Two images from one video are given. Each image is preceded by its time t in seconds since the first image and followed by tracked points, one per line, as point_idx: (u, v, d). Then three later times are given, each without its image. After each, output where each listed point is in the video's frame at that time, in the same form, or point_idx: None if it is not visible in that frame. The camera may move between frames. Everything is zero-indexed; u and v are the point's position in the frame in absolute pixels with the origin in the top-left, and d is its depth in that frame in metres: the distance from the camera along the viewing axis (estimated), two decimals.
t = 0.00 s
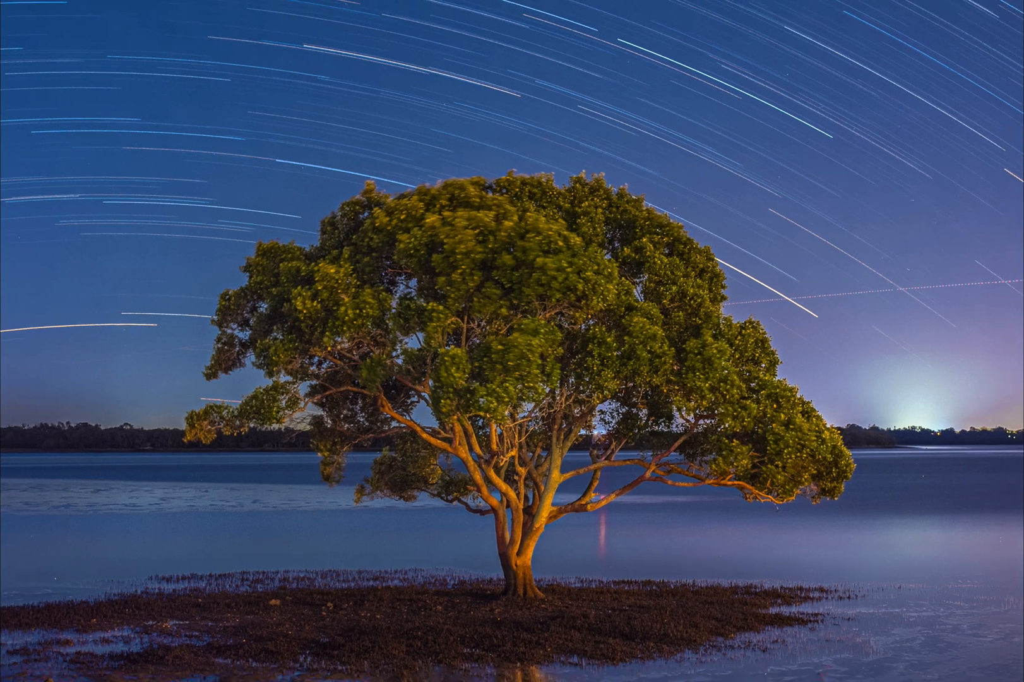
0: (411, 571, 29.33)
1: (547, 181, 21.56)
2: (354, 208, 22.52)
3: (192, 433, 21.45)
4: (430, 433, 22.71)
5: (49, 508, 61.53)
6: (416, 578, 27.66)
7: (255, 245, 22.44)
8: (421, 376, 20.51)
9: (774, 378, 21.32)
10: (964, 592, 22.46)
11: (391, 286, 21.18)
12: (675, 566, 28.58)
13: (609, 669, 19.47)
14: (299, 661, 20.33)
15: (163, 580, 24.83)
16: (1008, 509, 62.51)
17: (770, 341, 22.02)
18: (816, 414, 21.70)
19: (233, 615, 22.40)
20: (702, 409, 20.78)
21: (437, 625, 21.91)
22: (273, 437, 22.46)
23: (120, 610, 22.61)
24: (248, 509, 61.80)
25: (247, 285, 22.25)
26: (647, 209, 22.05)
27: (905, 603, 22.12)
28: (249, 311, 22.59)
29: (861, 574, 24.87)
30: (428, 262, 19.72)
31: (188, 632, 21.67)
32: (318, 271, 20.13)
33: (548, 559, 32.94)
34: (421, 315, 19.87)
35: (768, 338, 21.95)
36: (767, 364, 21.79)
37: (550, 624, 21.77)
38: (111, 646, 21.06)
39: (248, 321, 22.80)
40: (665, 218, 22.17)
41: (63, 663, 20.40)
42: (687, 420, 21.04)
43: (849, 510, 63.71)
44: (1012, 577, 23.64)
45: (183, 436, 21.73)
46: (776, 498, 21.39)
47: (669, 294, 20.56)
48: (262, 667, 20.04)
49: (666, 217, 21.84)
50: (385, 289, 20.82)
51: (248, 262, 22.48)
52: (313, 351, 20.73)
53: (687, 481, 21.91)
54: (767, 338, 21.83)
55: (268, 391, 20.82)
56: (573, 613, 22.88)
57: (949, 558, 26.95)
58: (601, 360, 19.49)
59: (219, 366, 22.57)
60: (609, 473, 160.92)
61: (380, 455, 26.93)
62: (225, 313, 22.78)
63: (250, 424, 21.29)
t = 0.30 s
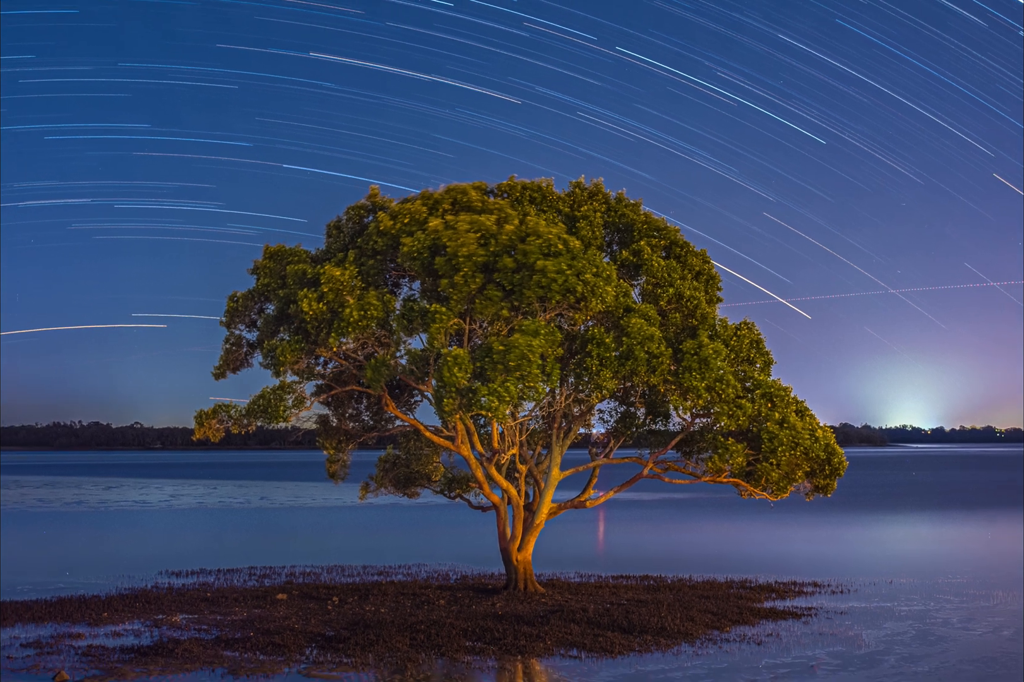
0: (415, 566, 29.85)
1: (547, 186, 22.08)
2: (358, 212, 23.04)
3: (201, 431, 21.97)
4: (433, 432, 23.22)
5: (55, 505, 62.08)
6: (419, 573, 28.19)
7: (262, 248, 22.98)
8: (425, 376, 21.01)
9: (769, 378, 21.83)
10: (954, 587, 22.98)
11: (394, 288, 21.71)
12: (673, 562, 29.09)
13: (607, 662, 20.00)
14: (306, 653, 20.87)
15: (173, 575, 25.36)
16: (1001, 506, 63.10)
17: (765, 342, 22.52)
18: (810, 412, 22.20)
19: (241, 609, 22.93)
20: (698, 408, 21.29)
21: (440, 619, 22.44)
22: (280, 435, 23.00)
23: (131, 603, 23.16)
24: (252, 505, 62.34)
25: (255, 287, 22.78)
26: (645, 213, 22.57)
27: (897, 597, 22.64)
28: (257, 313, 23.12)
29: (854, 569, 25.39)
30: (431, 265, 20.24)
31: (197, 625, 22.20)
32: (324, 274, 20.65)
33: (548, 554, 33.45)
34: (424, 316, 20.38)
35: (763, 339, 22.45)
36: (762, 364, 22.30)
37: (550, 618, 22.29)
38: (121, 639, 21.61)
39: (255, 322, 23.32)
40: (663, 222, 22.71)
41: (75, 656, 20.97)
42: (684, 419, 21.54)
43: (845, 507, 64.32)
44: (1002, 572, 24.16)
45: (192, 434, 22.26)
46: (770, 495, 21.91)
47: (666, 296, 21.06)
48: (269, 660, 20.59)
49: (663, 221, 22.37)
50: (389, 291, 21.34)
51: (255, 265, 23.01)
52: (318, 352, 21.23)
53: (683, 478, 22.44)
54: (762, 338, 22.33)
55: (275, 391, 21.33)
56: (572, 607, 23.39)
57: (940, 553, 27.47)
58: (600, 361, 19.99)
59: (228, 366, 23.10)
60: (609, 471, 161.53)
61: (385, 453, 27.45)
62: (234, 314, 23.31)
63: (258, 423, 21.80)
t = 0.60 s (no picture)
0: (418, 561, 30.37)
1: (547, 190, 22.59)
2: (363, 216, 23.56)
3: (209, 430, 22.50)
4: (436, 430, 23.75)
5: (63, 502, 62.37)
6: (422, 568, 28.74)
7: (269, 251, 23.51)
8: (428, 376, 21.52)
9: (764, 378, 22.34)
10: (944, 582, 23.50)
11: (398, 290, 22.24)
12: (670, 557, 29.61)
13: (606, 655, 20.54)
14: (312, 647, 21.42)
15: (182, 570, 25.92)
16: (997, 503, 63.64)
17: (760, 343, 23.02)
18: (804, 411, 22.73)
19: (248, 603, 23.48)
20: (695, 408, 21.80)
21: (443, 613, 22.97)
22: (286, 434, 23.54)
23: (141, 598, 23.71)
24: (256, 502, 62.75)
25: (262, 289, 23.30)
26: (643, 216, 23.09)
27: (888, 592, 23.17)
28: (264, 314, 23.64)
29: (847, 564, 25.91)
30: (434, 268, 20.75)
31: (206, 619, 22.75)
32: (329, 276, 21.15)
33: (548, 550, 33.98)
34: (427, 318, 20.88)
35: (758, 340, 22.95)
36: (757, 364, 22.81)
37: (550, 612, 22.82)
38: (132, 633, 22.15)
39: (263, 323, 23.84)
40: (660, 226, 23.23)
41: (87, 649, 21.53)
42: (681, 418, 22.05)
43: (841, 504, 64.85)
44: (991, 567, 24.70)
45: (201, 432, 22.78)
46: (765, 492, 22.43)
47: (663, 297, 21.56)
48: (276, 653, 21.15)
49: (661, 224, 22.89)
50: (393, 293, 21.88)
51: (262, 267, 23.54)
52: (324, 353, 21.75)
53: (680, 475, 22.97)
54: (757, 339, 22.84)
55: (282, 390, 21.84)
56: (572, 601, 23.93)
57: (932, 549, 28.00)
58: (599, 361, 20.49)
59: (236, 366, 23.63)
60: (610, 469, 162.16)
61: (389, 451, 27.97)
62: (241, 316, 23.83)
63: (265, 421, 22.29)
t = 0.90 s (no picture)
0: (422, 557, 30.92)
1: (547, 194, 23.11)
2: (368, 220, 24.10)
3: (217, 428, 23.04)
4: (438, 428, 24.26)
5: (68, 499, 62.95)
6: (425, 563, 29.28)
7: (276, 254, 24.04)
8: (431, 376, 22.03)
9: (759, 378, 22.86)
10: (935, 577, 24.03)
11: (402, 292, 22.77)
12: (668, 552, 30.15)
13: (605, 648, 21.06)
14: (317, 640, 21.95)
15: (190, 566, 26.46)
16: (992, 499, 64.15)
17: (755, 343, 23.53)
18: (798, 410, 23.25)
19: (255, 598, 24.01)
20: (691, 407, 22.30)
21: (446, 607, 23.50)
22: (292, 432, 24.07)
23: (150, 592, 24.25)
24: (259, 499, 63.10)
25: (269, 290, 23.83)
26: (641, 220, 23.62)
27: (880, 586, 23.68)
28: (271, 316, 24.15)
29: (840, 559, 26.44)
30: (437, 270, 21.26)
31: (214, 613, 23.29)
32: (334, 279, 21.66)
33: (548, 546, 34.51)
34: (430, 319, 21.38)
35: (753, 341, 23.46)
36: (752, 364, 23.32)
37: (550, 606, 23.35)
38: (141, 627, 22.68)
39: (270, 324, 24.36)
40: (657, 229, 23.77)
41: (97, 643, 22.07)
42: (678, 417, 22.55)
43: (837, 501, 65.46)
44: (981, 562, 25.23)
45: (209, 431, 23.33)
46: (760, 489, 22.95)
47: (661, 299, 22.06)
48: (282, 647, 21.69)
49: (658, 228, 23.41)
50: (397, 295, 22.40)
51: (269, 269, 24.07)
52: (329, 353, 22.27)
53: (677, 473, 23.50)
54: (752, 340, 23.34)
55: (288, 390, 22.36)
56: (571, 596, 24.45)
57: (923, 545, 28.53)
58: (598, 361, 21.00)
59: (243, 366, 24.16)
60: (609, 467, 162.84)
61: (392, 449, 28.51)
62: (248, 317, 24.35)
63: (271, 420, 22.81)
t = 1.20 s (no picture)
0: (425, 553, 31.46)
1: (547, 198, 23.64)
2: (372, 223, 24.64)
3: (225, 427, 23.59)
4: (441, 427, 24.79)
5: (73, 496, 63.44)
6: (428, 559, 29.82)
7: (282, 257, 24.58)
8: (433, 376, 22.53)
9: (754, 378, 23.38)
10: (926, 572, 24.55)
11: (405, 294, 23.29)
12: (665, 548, 30.68)
13: (604, 642, 21.58)
14: (323, 634, 22.48)
15: (199, 562, 27.01)
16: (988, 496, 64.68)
17: (750, 344, 24.05)
18: (793, 408, 23.77)
19: (262, 593, 24.55)
20: (688, 406, 22.82)
21: (448, 602, 24.03)
22: (299, 431, 24.59)
23: (159, 587, 24.79)
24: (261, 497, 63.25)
25: (275, 292, 24.37)
26: (638, 224, 24.16)
27: (873, 581, 24.21)
28: (277, 317, 24.67)
29: (834, 555, 26.97)
30: (439, 272, 21.78)
31: (222, 608, 23.83)
32: (339, 281, 22.18)
33: (547, 542, 35.03)
34: (433, 320, 21.88)
35: (749, 342, 23.98)
36: (747, 364, 23.83)
37: (550, 601, 23.87)
38: (151, 621, 23.22)
39: (276, 325, 24.88)
40: (655, 232, 24.30)
41: (108, 637, 22.62)
42: (675, 416, 23.06)
43: (835, 498, 65.99)
44: (971, 558, 25.77)
45: (217, 430, 23.88)
46: (755, 486, 23.46)
47: (658, 301, 22.57)
48: (289, 641, 22.22)
49: (656, 231, 23.95)
50: (400, 297, 22.93)
51: (276, 272, 24.60)
52: (334, 353, 22.78)
53: (674, 471, 24.01)
54: (748, 341, 23.86)
55: (294, 389, 22.88)
56: (571, 591, 24.96)
57: (915, 541, 29.08)
58: (597, 361, 21.51)
59: (250, 366, 24.68)
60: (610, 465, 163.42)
61: (396, 447, 29.04)
62: (255, 318, 24.88)
63: (278, 419, 23.33)
